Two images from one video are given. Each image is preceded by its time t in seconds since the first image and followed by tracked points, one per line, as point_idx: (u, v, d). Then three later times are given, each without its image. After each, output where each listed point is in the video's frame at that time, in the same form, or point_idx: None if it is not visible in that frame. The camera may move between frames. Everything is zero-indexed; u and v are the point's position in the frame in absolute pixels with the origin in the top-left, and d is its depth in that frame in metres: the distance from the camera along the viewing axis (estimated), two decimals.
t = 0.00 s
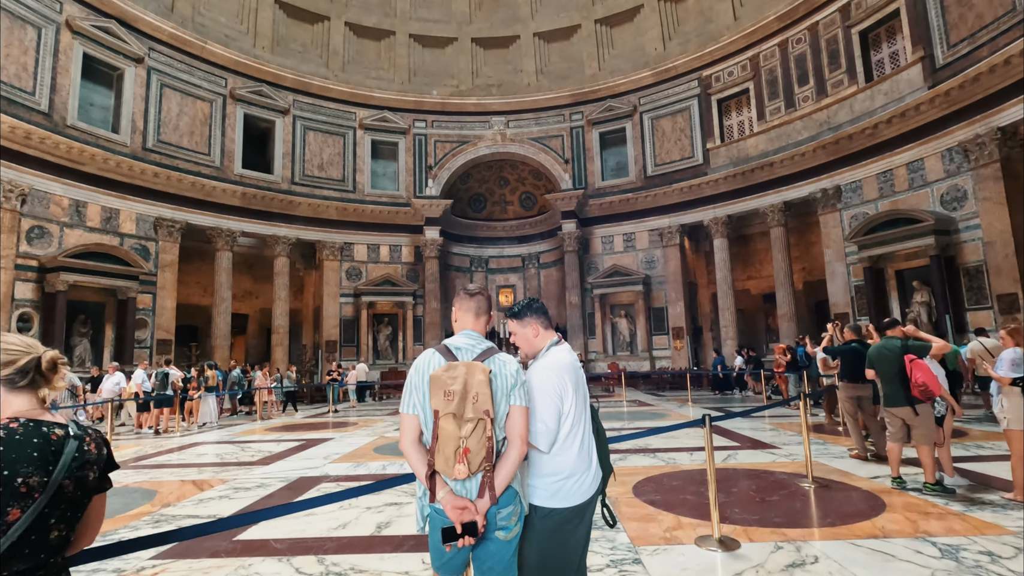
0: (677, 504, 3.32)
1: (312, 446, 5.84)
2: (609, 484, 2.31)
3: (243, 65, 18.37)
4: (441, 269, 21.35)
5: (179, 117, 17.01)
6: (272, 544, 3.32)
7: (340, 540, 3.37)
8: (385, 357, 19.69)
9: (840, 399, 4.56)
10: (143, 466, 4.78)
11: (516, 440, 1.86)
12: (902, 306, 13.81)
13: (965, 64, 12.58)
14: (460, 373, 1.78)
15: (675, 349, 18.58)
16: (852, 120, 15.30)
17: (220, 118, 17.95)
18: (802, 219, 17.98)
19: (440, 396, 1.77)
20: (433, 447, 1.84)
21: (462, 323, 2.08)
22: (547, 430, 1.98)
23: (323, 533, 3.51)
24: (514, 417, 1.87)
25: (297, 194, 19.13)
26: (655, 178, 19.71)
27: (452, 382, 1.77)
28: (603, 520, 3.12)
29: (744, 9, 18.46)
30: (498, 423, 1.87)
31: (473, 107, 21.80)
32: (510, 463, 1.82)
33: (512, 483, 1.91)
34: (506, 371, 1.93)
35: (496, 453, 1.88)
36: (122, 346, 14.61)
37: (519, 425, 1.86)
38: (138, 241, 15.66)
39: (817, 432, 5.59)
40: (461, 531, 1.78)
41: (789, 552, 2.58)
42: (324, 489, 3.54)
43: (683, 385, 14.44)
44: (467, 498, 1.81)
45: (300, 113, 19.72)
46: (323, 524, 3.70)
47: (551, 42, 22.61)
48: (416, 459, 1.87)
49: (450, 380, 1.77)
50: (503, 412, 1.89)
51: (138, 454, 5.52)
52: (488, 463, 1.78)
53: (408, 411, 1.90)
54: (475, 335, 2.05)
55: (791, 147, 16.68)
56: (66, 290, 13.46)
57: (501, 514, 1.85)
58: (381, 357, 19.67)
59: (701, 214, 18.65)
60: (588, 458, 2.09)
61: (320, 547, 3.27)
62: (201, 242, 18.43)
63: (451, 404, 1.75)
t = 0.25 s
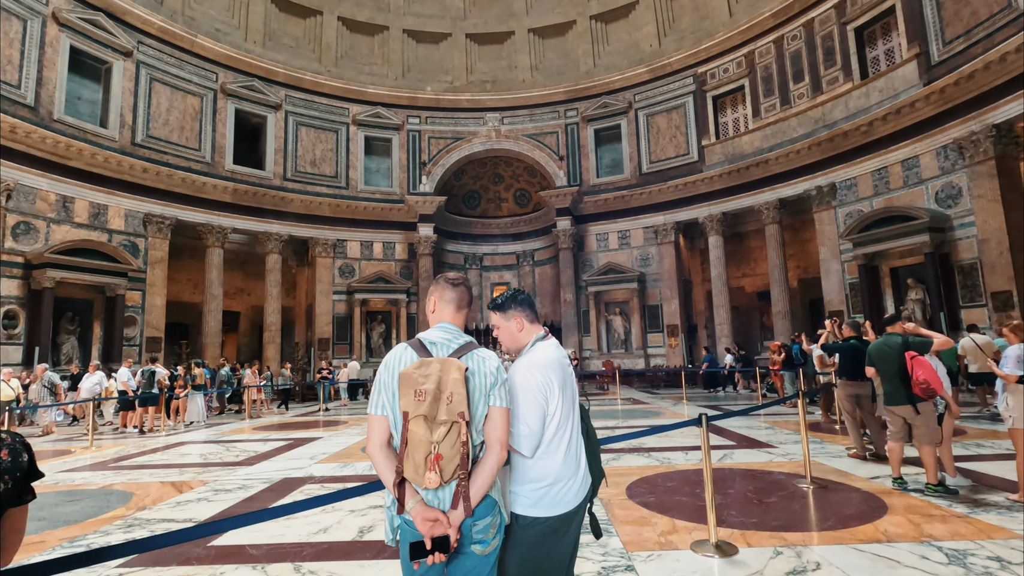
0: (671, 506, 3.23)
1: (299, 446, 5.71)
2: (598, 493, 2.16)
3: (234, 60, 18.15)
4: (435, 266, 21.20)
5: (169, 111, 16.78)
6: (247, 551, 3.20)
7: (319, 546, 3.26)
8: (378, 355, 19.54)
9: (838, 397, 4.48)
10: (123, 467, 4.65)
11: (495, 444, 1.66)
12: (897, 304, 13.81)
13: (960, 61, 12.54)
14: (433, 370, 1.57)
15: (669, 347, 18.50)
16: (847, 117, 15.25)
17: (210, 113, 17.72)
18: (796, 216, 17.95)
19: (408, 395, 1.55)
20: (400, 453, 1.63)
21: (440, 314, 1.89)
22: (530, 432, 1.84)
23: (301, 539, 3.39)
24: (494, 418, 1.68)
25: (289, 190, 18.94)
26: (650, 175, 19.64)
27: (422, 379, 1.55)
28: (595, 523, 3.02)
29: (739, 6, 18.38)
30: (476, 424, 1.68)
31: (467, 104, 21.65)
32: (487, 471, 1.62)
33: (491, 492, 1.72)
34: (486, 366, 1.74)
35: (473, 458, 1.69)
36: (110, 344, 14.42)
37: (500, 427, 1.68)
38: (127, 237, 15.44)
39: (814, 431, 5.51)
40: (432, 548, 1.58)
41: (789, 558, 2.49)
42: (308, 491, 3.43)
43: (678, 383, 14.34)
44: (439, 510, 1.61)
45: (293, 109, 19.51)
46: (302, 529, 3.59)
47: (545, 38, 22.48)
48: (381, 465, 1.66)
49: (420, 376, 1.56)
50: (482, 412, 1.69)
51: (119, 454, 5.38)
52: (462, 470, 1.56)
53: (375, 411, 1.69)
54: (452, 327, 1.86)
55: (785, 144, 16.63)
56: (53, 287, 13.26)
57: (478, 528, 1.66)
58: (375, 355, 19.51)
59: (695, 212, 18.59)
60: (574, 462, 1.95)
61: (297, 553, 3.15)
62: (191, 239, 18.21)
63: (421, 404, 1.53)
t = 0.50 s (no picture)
0: (661, 509, 3.13)
1: (283, 447, 5.58)
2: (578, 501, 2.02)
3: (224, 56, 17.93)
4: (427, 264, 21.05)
5: (157, 107, 16.55)
6: (214, 560, 3.07)
7: (289, 554, 3.14)
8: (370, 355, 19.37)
9: (832, 396, 4.41)
10: (98, 470, 4.52)
11: (455, 451, 1.50)
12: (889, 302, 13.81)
13: (953, 59, 12.53)
14: (387, 367, 1.40)
15: (663, 346, 18.45)
16: (840, 115, 15.22)
17: (199, 110, 17.49)
18: (790, 215, 17.93)
19: (356, 397, 1.38)
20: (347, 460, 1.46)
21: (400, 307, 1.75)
22: (497, 437, 1.70)
23: (274, 547, 3.27)
24: (456, 422, 1.52)
25: (279, 188, 18.74)
26: (643, 174, 19.57)
27: (372, 378, 1.38)
28: (580, 528, 2.92)
29: (733, 4, 18.32)
30: (434, 429, 1.52)
31: (460, 101, 21.50)
32: (445, 482, 1.46)
33: (450, 505, 1.57)
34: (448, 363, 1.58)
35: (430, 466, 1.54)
36: (96, 343, 14.18)
37: (462, 432, 1.52)
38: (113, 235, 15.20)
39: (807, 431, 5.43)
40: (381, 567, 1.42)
41: (782, 565, 2.39)
42: (284, 495, 3.31)
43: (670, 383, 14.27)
44: (390, 526, 1.45)
45: (283, 106, 19.31)
46: (275, 536, 3.47)
47: (539, 36, 22.35)
48: (327, 475, 1.50)
49: (369, 375, 1.39)
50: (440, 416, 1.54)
51: (97, 456, 5.24)
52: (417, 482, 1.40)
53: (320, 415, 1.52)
54: (412, 321, 1.71)
55: (779, 143, 16.60)
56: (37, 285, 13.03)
57: (434, 545, 1.49)
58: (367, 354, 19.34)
59: (689, 210, 18.53)
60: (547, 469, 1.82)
61: (266, 562, 3.04)
62: (180, 237, 17.97)
63: (370, 408, 1.36)
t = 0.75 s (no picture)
0: (649, 515, 3.03)
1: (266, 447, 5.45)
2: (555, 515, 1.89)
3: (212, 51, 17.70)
4: (420, 263, 20.91)
5: (144, 103, 16.31)
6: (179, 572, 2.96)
7: (258, 566, 3.03)
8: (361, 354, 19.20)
9: (827, 396, 4.32)
10: (72, 474, 4.38)
11: (404, 468, 1.37)
12: (881, 301, 13.81)
13: (945, 57, 12.52)
14: (327, 375, 1.26)
15: (656, 344, 18.43)
16: (833, 113, 15.20)
17: (187, 106, 17.26)
18: (782, 213, 17.92)
19: (290, 407, 1.24)
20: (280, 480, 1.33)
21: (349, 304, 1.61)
22: (459, 449, 1.57)
23: (242, 558, 3.17)
24: (407, 433, 1.39)
25: (269, 185, 18.53)
26: (636, 172, 19.51)
27: (308, 386, 1.25)
28: (566, 536, 2.82)
29: (726, 2, 18.26)
30: (380, 443, 1.40)
31: (452, 98, 21.35)
32: (391, 504, 1.33)
33: (400, 527, 1.45)
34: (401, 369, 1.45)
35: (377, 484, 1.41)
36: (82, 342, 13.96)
37: (413, 447, 1.39)
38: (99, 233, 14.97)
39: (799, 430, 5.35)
40: None
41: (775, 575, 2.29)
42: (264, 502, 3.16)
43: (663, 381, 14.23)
44: (328, 554, 1.33)
45: (273, 102, 19.09)
46: (242, 547, 3.37)
47: (532, 33, 22.23)
48: (258, 494, 1.37)
49: (305, 383, 1.25)
50: (391, 427, 1.41)
51: (73, 459, 5.11)
52: (360, 504, 1.27)
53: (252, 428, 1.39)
54: (362, 319, 1.57)
55: (771, 141, 16.57)
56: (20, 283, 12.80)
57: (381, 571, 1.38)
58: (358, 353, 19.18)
59: (682, 209, 18.49)
60: (517, 481, 1.70)
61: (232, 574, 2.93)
62: (168, 235, 17.74)
63: (305, 421, 1.22)
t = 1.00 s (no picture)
0: (641, 517, 2.94)
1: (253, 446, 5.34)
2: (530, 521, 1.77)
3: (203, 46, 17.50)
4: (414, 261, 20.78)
5: (134, 99, 16.11)
6: None
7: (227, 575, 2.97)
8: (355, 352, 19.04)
9: (826, 394, 4.23)
10: (49, 476, 4.25)
11: (350, 473, 1.24)
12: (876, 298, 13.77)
13: (941, 54, 12.46)
14: (261, 370, 1.14)
15: (651, 342, 18.36)
16: (829, 110, 15.13)
17: (178, 102, 17.06)
18: (778, 211, 17.86)
19: (215, 404, 1.13)
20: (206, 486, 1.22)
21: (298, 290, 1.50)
22: (424, 452, 1.45)
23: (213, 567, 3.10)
24: (356, 432, 1.26)
25: (262, 182, 18.34)
26: (632, 169, 19.42)
27: (238, 381, 1.13)
28: (555, 539, 2.71)
29: None
30: (322, 447, 1.27)
31: (447, 95, 21.20)
32: (334, 514, 1.21)
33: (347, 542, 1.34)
34: (353, 360, 1.33)
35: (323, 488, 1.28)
36: (70, 341, 13.77)
37: (363, 450, 1.26)
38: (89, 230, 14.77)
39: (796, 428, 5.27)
40: None
41: None
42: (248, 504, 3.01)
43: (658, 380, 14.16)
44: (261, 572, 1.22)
45: (266, 98, 18.90)
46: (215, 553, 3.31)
47: (527, 29, 22.09)
48: (180, 505, 1.25)
49: (234, 377, 1.14)
50: (338, 425, 1.30)
51: (53, 460, 4.98)
52: (298, 517, 1.15)
53: (178, 428, 1.27)
54: (311, 304, 1.46)
55: (767, 138, 16.50)
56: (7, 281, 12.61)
57: None
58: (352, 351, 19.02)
59: (677, 206, 18.41)
60: (489, 486, 1.58)
61: None
62: (159, 232, 17.54)
63: (233, 419, 1.11)
